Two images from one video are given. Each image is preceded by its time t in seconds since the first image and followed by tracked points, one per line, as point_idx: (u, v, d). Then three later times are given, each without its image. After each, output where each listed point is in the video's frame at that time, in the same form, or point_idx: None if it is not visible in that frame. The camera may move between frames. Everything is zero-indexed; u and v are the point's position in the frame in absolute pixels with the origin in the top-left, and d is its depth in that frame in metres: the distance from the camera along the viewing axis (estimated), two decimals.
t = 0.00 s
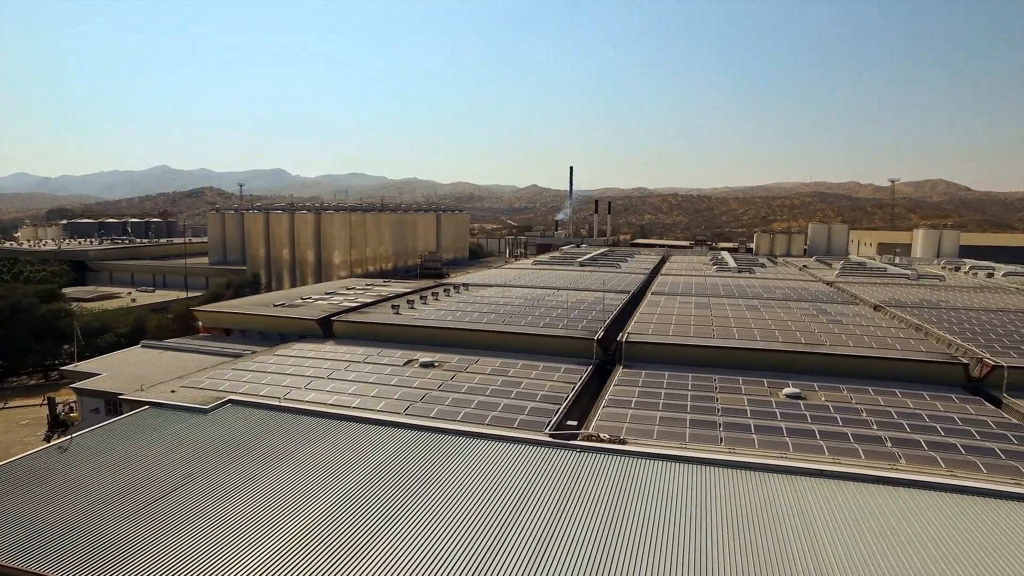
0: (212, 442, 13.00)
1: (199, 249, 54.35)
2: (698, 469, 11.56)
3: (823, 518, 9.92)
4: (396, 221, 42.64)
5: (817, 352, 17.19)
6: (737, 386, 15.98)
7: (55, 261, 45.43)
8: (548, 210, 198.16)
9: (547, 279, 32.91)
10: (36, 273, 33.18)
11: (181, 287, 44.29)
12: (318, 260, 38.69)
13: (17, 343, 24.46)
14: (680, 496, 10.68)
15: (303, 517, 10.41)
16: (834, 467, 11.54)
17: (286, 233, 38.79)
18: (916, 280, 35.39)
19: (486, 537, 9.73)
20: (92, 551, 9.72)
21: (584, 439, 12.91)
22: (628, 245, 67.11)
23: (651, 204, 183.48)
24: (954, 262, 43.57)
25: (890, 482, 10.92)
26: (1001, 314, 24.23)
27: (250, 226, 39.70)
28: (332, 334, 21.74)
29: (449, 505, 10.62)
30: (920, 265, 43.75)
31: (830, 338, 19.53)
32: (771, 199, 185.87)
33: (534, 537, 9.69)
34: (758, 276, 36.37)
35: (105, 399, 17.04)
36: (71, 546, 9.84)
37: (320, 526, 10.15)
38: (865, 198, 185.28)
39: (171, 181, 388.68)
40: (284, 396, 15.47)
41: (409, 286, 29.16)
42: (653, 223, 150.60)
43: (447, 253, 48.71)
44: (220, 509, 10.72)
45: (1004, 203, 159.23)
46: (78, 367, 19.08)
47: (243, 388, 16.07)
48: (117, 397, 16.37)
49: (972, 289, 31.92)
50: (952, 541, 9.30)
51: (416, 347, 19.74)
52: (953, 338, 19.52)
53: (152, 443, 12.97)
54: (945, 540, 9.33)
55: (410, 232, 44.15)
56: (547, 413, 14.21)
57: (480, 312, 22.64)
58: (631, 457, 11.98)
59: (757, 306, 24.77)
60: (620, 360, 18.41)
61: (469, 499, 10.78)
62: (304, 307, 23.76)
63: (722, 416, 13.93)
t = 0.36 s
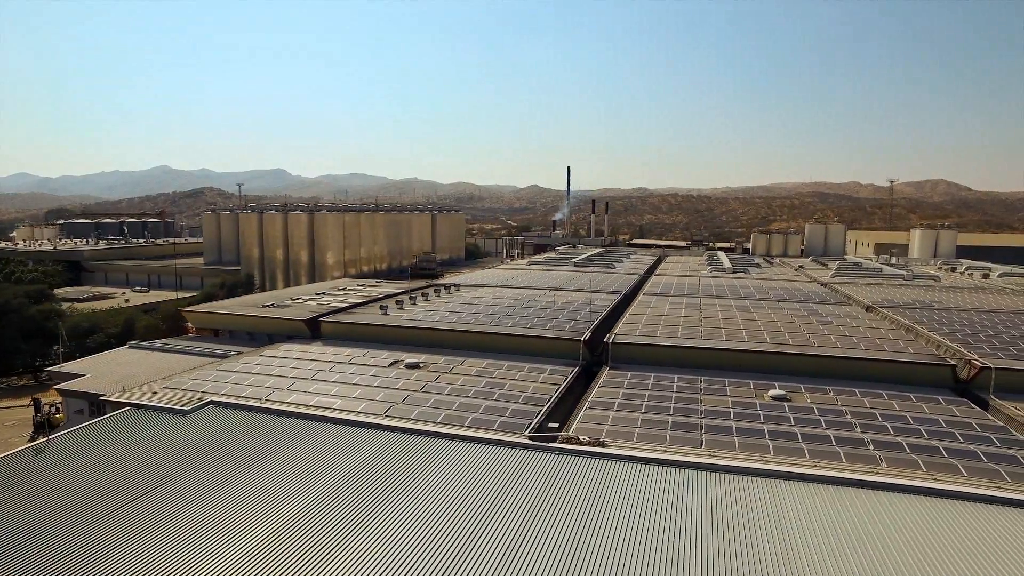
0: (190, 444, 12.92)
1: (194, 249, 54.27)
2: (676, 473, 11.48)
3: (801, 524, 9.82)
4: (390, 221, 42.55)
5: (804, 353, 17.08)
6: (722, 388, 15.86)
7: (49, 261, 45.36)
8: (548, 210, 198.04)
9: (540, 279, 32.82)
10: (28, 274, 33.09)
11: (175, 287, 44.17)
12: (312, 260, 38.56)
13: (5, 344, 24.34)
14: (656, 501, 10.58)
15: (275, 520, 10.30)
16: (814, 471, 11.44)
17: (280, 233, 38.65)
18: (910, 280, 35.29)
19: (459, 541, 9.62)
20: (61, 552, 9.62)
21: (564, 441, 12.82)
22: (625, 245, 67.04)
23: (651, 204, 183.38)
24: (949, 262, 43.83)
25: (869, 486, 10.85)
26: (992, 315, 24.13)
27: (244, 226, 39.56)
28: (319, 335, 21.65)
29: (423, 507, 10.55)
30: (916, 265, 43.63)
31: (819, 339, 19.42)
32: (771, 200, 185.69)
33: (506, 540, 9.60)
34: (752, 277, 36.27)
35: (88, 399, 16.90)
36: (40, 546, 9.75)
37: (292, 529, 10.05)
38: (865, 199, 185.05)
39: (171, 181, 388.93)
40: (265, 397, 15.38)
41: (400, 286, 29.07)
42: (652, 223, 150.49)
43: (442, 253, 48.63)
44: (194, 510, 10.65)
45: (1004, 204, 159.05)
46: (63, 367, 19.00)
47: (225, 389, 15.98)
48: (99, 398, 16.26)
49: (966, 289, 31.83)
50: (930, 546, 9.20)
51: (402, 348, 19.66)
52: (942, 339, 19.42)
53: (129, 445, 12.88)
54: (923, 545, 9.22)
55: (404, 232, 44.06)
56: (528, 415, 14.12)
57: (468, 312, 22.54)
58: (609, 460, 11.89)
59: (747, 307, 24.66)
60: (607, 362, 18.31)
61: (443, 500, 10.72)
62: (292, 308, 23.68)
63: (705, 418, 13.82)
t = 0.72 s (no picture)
0: (169, 445, 12.87)
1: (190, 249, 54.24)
2: (654, 476, 11.38)
3: (775, 527, 9.74)
4: (385, 221, 42.53)
5: (790, 354, 17.00)
6: (707, 389, 15.76)
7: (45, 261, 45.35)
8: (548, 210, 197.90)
9: (533, 279, 32.72)
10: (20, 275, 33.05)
11: (170, 288, 44.11)
12: (306, 260, 38.55)
13: None
14: (630, 503, 10.53)
15: (247, 522, 10.24)
16: (794, 474, 11.35)
17: (273, 233, 38.61)
18: (905, 281, 35.17)
19: (431, 543, 9.55)
20: (31, 551, 9.56)
21: (543, 443, 12.74)
22: (622, 245, 66.94)
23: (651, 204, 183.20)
24: (945, 262, 43.88)
25: (848, 490, 10.75)
26: (984, 315, 24.03)
27: (238, 225, 39.51)
28: (307, 335, 21.60)
29: (397, 509, 10.49)
30: (912, 266, 43.50)
31: (807, 340, 19.31)
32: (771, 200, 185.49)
33: (478, 542, 9.53)
34: (747, 277, 36.16)
35: (71, 399, 16.80)
36: (10, 545, 9.69)
37: (264, 531, 9.99)
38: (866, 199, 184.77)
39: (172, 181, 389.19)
40: (248, 398, 15.33)
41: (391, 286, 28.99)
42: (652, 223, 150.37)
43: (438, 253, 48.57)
44: (168, 511, 10.60)
45: (1004, 204, 158.74)
46: (48, 368, 18.93)
47: (208, 390, 15.93)
48: (81, 399, 16.16)
49: (960, 290, 31.71)
50: (906, 550, 9.09)
51: (388, 349, 19.59)
52: (931, 340, 19.31)
53: (106, 447, 12.80)
54: (897, 549, 9.11)
55: (398, 232, 44.03)
56: (509, 417, 14.03)
57: (457, 312, 22.45)
58: (587, 463, 11.81)
59: (738, 307, 24.57)
60: (594, 363, 18.22)
61: (417, 502, 10.66)
62: (282, 309, 23.62)
63: (687, 420, 13.72)
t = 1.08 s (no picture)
0: (147, 445, 12.85)
1: (186, 249, 54.16)
2: (631, 477, 11.33)
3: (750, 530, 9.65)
4: (379, 221, 42.44)
5: (776, 355, 16.92)
6: (691, 390, 15.65)
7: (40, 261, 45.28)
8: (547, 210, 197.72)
9: (525, 279, 32.62)
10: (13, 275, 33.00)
11: (165, 288, 44.02)
12: (299, 260, 38.48)
13: None
14: (602, 503, 10.49)
15: (220, 522, 10.21)
16: (772, 476, 11.27)
17: (267, 233, 38.53)
18: (900, 281, 35.02)
19: (400, 543, 9.52)
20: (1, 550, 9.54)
21: (522, 443, 12.68)
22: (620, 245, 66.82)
23: (650, 203, 182.98)
24: (941, 262, 43.70)
25: (826, 491, 10.66)
26: (976, 315, 23.94)
27: (232, 225, 39.42)
28: (295, 335, 21.54)
29: (370, 509, 10.48)
30: (908, 266, 43.39)
31: (796, 340, 19.21)
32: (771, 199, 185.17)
33: (449, 542, 9.50)
34: (741, 277, 36.05)
35: (53, 398, 16.73)
36: None
37: (236, 532, 9.96)
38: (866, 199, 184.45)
39: (172, 181, 389.21)
40: (230, 399, 15.28)
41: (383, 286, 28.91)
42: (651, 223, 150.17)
43: (433, 253, 48.49)
44: (142, 511, 10.59)
45: (1005, 203, 158.42)
46: (34, 368, 18.90)
47: (191, 390, 15.88)
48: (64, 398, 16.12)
49: (955, 290, 31.57)
50: (880, 554, 8.98)
51: (375, 349, 19.52)
52: (920, 341, 19.19)
53: (84, 447, 12.77)
54: (870, 551, 9.03)
55: (393, 232, 43.94)
56: (490, 417, 13.96)
57: (445, 311, 22.36)
58: (564, 463, 11.76)
59: (729, 307, 24.46)
60: (580, 363, 18.12)
61: (391, 502, 10.65)
62: (270, 309, 23.56)
63: (669, 421, 13.62)
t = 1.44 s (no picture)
0: (127, 446, 12.81)
1: (182, 249, 54.08)
2: (608, 478, 11.29)
3: (731, 532, 9.56)
4: (373, 221, 42.40)
5: (762, 356, 16.85)
6: (676, 391, 15.58)
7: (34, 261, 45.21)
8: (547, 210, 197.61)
9: (518, 279, 32.55)
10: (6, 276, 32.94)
11: (160, 288, 43.97)
12: (293, 260, 38.44)
13: None
14: (577, 505, 10.43)
15: (195, 523, 10.18)
16: (751, 478, 11.21)
17: (260, 233, 38.49)
18: (894, 281, 34.95)
19: (375, 544, 9.47)
20: None
21: (502, 444, 12.63)
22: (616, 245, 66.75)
23: (650, 203, 182.85)
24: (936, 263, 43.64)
25: (804, 493, 10.59)
26: (966, 316, 23.85)
27: (225, 226, 39.36)
28: (283, 336, 21.49)
29: (346, 510, 10.45)
30: (903, 266, 43.31)
31: (784, 341, 19.13)
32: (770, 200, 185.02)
33: (422, 542, 9.47)
34: (735, 277, 35.97)
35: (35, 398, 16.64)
36: None
37: (211, 532, 9.94)
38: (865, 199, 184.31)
39: (173, 181, 389.37)
40: (213, 399, 15.24)
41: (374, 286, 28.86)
42: (650, 223, 150.02)
43: (427, 253, 48.44)
44: (118, 510, 10.56)
45: (1004, 204, 158.31)
46: (20, 368, 18.85)
47: (174, 390, 15.84)
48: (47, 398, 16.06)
49: (948, 290, 31.50)
50: (857, 558, 8.84)
51: (361, 349, 19.47)
52: (909, 342, 19.10)
53: (63, 448, 12.71)
54: (843, 553, 8.95)
55: (387, 232, 43.91)
56: (472, 418, 13.91)
57: (434, 311, 22.28)
58: (542, 464, 11.72)
59: (720, 308, 24.38)
60: (566, 364, 18.04)
61: (367, 502, 10.63)
62: (259, 309, 23.50)
63: (651, 422, 13.55)
